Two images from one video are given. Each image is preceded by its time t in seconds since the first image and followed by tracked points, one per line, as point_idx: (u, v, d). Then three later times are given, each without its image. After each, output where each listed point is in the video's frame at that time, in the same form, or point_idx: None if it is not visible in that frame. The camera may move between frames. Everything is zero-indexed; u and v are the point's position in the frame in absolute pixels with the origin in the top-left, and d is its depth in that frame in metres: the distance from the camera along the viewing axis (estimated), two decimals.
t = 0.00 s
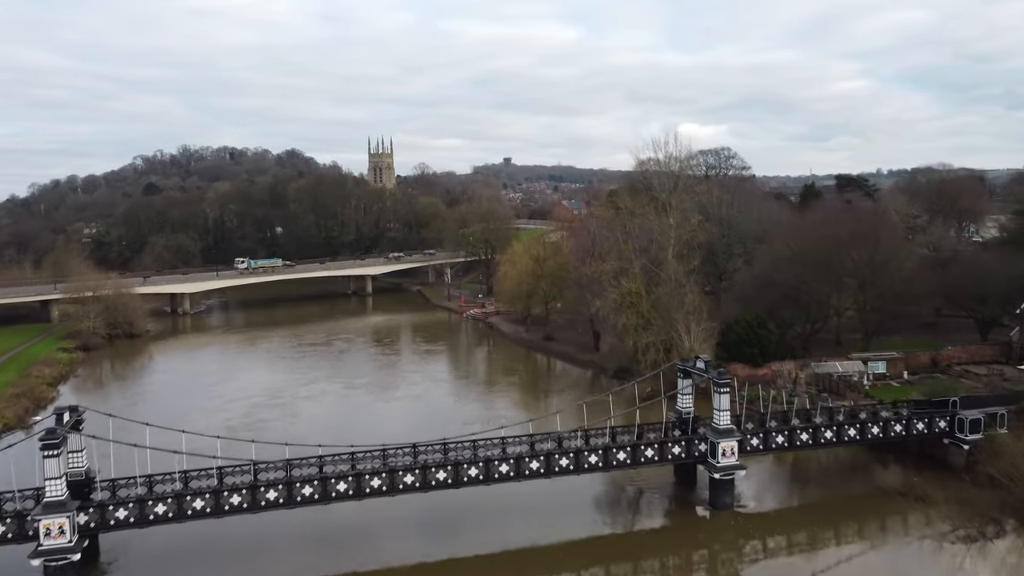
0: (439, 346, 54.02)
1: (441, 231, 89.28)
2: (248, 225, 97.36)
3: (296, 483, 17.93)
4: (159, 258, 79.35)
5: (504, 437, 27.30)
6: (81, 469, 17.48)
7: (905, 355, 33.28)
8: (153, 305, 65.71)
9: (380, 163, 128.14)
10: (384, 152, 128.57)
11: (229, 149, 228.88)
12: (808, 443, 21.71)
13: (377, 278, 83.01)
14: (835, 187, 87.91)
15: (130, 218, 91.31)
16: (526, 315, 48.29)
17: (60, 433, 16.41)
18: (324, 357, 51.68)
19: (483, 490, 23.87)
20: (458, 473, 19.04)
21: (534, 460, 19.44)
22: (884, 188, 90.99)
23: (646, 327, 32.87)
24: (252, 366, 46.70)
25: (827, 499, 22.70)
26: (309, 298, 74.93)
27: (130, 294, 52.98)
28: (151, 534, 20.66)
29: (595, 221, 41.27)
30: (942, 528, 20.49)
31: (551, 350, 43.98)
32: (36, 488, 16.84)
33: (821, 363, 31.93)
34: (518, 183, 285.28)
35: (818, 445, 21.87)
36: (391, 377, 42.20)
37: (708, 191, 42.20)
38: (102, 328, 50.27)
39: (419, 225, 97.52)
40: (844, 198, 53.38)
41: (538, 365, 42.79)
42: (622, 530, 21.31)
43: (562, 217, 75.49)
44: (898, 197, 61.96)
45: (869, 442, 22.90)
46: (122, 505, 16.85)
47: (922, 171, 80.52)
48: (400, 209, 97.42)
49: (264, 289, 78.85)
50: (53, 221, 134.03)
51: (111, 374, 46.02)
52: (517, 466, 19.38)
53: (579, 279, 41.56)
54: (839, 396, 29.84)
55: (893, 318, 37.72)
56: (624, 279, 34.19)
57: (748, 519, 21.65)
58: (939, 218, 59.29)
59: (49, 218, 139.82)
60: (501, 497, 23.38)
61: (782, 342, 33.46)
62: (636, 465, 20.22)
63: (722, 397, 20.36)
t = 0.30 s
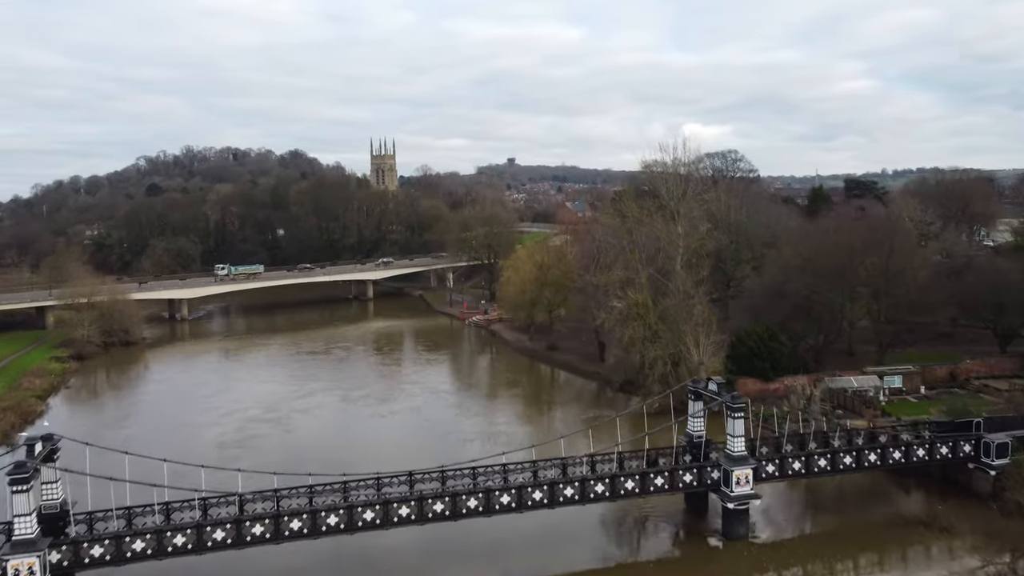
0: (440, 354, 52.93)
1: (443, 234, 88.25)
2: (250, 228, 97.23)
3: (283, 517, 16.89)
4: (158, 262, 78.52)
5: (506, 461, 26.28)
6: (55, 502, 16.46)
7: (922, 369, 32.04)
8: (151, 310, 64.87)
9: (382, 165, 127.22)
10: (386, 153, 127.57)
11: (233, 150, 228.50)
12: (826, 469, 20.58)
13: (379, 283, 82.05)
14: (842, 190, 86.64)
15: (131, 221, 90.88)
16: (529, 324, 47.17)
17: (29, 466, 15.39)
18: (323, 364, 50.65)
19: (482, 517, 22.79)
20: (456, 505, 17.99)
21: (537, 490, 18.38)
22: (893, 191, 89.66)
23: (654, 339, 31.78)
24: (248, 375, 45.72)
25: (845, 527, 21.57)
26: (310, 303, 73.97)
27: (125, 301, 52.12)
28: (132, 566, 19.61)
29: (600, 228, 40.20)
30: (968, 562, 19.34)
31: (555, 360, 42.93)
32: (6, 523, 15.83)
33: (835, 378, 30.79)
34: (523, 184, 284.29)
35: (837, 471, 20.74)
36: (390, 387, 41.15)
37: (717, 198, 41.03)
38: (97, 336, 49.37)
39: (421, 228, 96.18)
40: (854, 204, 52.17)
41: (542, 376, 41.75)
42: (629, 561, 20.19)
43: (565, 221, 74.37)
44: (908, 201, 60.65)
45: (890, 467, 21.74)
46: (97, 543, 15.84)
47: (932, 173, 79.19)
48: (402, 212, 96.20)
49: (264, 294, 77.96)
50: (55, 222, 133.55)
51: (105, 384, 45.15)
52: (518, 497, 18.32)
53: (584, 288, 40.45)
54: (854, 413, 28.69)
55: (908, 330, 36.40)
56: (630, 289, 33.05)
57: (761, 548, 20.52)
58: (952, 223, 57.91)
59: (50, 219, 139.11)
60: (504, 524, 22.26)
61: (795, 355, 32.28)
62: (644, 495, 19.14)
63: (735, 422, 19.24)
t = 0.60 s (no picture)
0: (439, 361, 51.80)
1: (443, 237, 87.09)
2: (249, 230, 96.33)
3: (266, 552, 15.81)
4: (154, 267, 77.63)
5: (504, 487, 25.17)
6: (22, 536, 15.41)
7: (938, 383, 30.84)
8: (146, 316, 63.98)
9: (382, 168, 126.14)
10: (386, 155, 126.44)
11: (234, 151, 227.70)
12: (843, 496, 19.46)
13: (378, 287, 81.01)
14: (849, 193, 85.29)
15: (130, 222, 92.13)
16: (530, 333, 45.98)
17: None
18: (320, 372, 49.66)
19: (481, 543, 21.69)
20: (452, 538, 16.92)
21: (538, 521, 17.30)
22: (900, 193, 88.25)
23: (660, 351, 30.65)
24: (242, 384, 44.70)
25: (862, 555, 20.44)
26: (307, 309, 72.88)
27: (118, 308, 51.20)
28: None
29: (602, 235, 39.16)
30: None
31: (556, 371, 41.75)
32: None
33: (848, 392, 29.62)
34: (525, 184, 292.57)
35: (855, 498, 19.61)
36: (387, 397, 40.10)
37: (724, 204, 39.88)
38: (87, 344, 48.40)
39: (421, 232, 93.49)
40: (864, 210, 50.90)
41: (543, 387, 40.61)
42: None
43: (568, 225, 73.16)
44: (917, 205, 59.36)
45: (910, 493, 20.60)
46: None
47: (941, 175, 77.80)
48: (402, 214, 94.40)
49: (261, 299, 76.98)
50: (53, 224, 132.87)
51: (95, 394, 44.21)
52: (518, 529, 17.25)
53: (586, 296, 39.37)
54: (869, 431, 27.52)
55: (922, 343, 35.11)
56: (635, 300, 31.96)
57: None
58: (963, 228, 56.53)
59: (48, 222, 138.41)
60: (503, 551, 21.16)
61: (805, 368, 31.09)
62: (652, 525, 18.05)
63: (748, 448, 18.11)
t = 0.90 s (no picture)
0: (437, 368, 50.79)
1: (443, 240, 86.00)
2: (246, 233, 95.23)
3: None
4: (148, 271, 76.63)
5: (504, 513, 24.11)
6: None
7: (953, 397, 29.71)
8: (139, 322, 63.03)
9: (381, 169, 125.09)
10: (385, 157, 125.41)
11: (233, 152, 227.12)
12: (862, 525, 18.40)
13: (376, 291, 80.05)
14: (852, 195, 84.23)
15: (126, 226, 93.52)
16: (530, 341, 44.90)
17: None
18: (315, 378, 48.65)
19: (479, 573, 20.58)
20: None
21: (539, 556, 16.21)
22: (904, 196, 87.22)
23: (664, 364, 29.57)
24: (235, 393, 43.73)
25: None
26: (304, 314, 71.90)
27: (109, 315, 50.21)
28: None
29: (604, 243, 38.12)
30: None
31: (558, 381, 40.66)
32: None
33: (861, 407, 28.54)
34: (527, 184, 298.48)
35: (874, 527, 18.53)
36: (383, 407, 39.12)
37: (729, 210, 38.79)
38: (76, 352, 47.39)
39: (420, 235, 92.35)
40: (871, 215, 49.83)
41: (544, 398, 39.53)
42: None
43: (567, 229, 72.15)
44: (924, 209, 58.33)
45: (932, 521, 19.50)
46: None
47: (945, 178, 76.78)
48: (401, 217, 93.29)
49: (258, 305, 76.05)
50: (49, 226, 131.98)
51: (84, 405, 43.25)
52: (516, 564, 16.14)
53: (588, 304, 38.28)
54: (883, 448, 26.43)
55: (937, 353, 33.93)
56: (639, 309, 30.84)
57: None
58: (972, 233, 55.35)
59: (46, 223, 137.76)
60: None
61: (816, 381, 29.96)
62: (659, 558, 16.96)
63: (763, 476, 16.99)
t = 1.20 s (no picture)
0: (435, 376, 49.57)
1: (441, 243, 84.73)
2: (243, 235, 94.32)
3: None
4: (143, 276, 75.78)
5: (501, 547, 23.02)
6: None
7: (969, 413, 28.60)
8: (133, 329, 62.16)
9: (380, 171, 123.94)
10: (384, 159, 124.30)
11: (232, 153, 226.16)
12: (882, 560, 17.32)
13: (374, 296, 79.09)
14: (858, 198, 82.83)
15: (122, 228, 93.13)
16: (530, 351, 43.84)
17: None
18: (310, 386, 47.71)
19: None
20: None
21: None
22: (910, 199, 85.79)
23: (670, 378, 28.47)
24: (226, 405, 42.62)
25: None
26: (301, 320, 70.99)
27: (99, 323, 49.12)
28: None
29: (606, 252, 37.04)
30: None
31: (558, 394, 39.50)
32: None
33: (875, 423, 27.39)
34: (527, 184, 300.78)
35: (895, 562, 17.45)
36: (377, 420, 37.99)
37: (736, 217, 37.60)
38: (64, 362, 46.41)
39: (419, 238, 90.34)
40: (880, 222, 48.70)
41: (544, 412, 38.36)
42: None
43: (568, 234, 71.00)
44: (932, 213, 57.06)
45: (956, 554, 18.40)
46: None
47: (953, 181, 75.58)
48: (400, 220, 91.66)
49: (254, 311, 75.17)
50: (46, 229, 131.11)
51: (72, 416, 42.31)
52: None
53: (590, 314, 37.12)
54: (898, 468, 25.30)
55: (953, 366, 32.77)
56: (642, 322, 29.66)
57: None
58: (983, 238, 54.06)
59: (43, 225, 136.85)
60: None
61: (827, 396, 28.81)
62: None
63: (778, 511, 15.90)
